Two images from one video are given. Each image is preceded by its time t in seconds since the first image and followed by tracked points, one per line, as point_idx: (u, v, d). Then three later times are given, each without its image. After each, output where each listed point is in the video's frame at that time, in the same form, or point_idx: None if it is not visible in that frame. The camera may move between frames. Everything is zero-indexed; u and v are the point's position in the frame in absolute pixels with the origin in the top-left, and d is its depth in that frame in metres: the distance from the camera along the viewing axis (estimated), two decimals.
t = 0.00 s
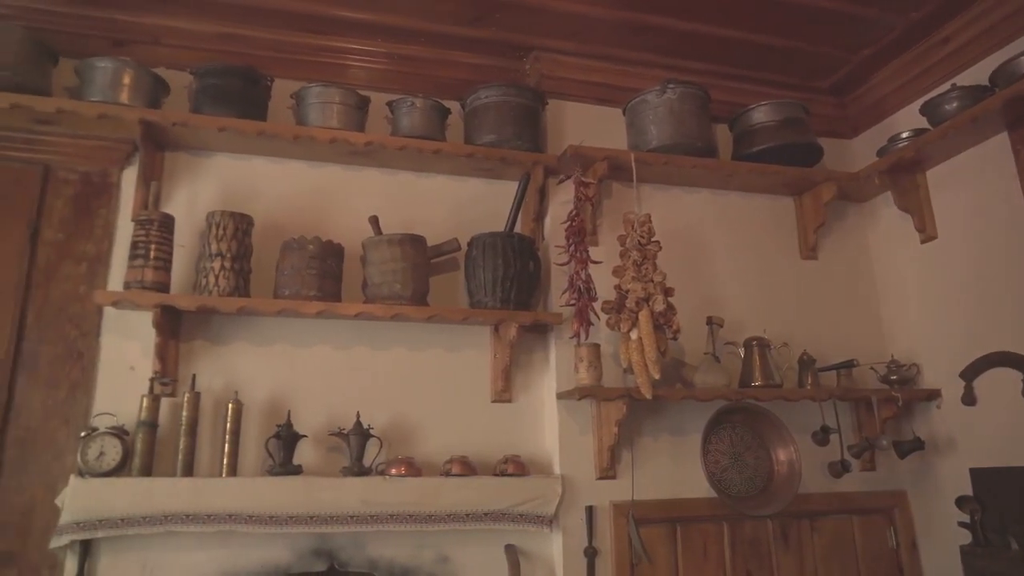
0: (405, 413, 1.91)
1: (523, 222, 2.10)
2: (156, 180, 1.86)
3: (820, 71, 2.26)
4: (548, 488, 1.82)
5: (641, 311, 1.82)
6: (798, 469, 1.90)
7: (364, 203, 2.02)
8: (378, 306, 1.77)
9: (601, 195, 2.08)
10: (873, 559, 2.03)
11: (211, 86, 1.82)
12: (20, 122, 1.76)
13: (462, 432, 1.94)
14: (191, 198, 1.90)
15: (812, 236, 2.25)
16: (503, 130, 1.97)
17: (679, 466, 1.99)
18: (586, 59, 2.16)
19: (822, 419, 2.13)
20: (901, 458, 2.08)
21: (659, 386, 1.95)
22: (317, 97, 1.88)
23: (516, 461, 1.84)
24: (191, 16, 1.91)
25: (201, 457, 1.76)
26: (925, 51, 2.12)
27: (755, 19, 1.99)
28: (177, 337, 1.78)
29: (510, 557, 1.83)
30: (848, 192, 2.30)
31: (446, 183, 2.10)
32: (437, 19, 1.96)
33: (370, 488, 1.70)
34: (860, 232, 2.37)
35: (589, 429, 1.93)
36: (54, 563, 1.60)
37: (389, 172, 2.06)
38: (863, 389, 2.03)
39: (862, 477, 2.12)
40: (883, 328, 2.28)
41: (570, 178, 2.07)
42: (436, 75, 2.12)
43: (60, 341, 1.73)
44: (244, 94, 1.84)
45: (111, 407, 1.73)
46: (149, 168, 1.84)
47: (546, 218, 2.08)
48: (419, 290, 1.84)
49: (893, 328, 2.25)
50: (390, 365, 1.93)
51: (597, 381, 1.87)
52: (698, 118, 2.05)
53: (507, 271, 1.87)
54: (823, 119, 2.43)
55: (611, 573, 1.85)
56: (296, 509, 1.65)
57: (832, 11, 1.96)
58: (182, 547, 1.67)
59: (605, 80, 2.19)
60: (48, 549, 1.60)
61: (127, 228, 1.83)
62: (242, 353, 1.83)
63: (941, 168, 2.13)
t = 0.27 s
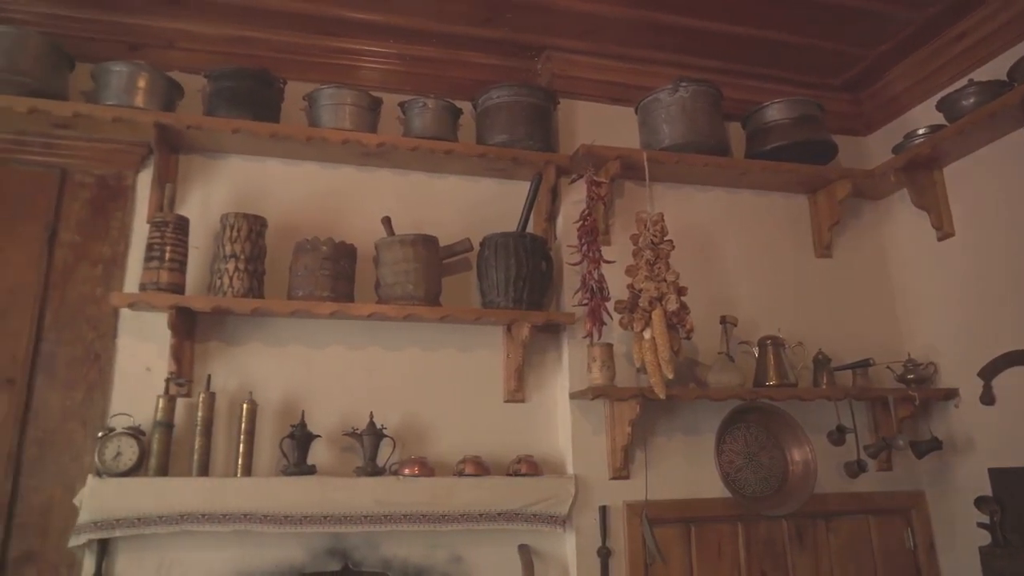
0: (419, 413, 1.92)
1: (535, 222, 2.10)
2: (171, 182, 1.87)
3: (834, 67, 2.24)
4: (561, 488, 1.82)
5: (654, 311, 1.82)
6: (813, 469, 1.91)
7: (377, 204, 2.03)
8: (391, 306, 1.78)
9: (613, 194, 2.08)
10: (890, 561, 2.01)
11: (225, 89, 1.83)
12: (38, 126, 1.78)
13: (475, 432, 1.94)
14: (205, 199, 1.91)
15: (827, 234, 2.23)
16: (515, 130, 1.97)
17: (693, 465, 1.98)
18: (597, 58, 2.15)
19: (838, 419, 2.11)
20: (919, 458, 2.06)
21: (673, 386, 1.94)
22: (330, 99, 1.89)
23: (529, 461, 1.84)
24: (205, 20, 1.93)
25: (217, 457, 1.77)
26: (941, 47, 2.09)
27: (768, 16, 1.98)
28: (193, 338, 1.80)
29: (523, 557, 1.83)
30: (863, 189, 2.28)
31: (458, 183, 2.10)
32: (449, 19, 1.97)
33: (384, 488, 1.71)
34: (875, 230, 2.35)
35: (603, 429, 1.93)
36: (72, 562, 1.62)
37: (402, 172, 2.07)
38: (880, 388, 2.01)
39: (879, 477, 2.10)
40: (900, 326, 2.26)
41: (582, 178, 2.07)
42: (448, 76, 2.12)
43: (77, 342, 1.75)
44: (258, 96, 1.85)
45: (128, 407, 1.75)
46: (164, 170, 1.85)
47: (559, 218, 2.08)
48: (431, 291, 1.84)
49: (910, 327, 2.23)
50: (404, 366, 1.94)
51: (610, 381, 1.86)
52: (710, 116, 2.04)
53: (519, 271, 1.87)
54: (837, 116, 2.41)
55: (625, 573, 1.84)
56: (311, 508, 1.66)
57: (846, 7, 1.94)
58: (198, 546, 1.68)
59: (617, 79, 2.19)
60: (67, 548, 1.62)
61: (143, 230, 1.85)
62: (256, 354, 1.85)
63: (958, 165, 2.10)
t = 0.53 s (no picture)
0: (430, 413, 1.92)
1: (545, 222, 2.10)
2: (184, 184, 1.89)
3: (847, 64, 2.23)
4: (573, 488, 1.82)
5: (665, 310, 1.81)
6: (827, 469, 1.88)
7: (387, 204, 2.03)
8: (402, 307, 1.78)
9: (623, 193, 2.08)
10: (905, 562, 2.00)
11: (237, 91, 1.84)
12: (53, 129, 1.80)
13: (486, 432, 1.94)
14: (218, 201, 1.93)
15: (839, 232, 2.22)
16: (526, 130, 1.97)
17: (705, 465, 1.97)
18: (608, 58, 2.15)
19: (851, 418, 2.10)
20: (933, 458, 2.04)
21: (685, 385, 1.93)
22: (341, 100, 1.89)
23: (540, 461, 1.84)
24: (217, 22, 1.94)
25: (230, 457, 1.78)
26: (955, 43, 2.08)
27: (779, 14, 1.97)
28: (206, 338, 1.81)
29: (535, 557, 1.83)
30: (876, 187, 2.26)
31: (469, 183, 2.10)
32: (459, 20, 1.97)
33: (396, 489, 1.71)
34: (889, 228, 2.33)
35: (614, 429, 1.92)
36: (88, 561, 1.64)
37: (412, 173, 2.07)
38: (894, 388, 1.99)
39: (893, 477, 2.08)
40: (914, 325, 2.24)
41: (592, 177, 2.06)
42: (458, 76, 2.13)
43: (92, 343, 1.76)
44: (269, 98, 1.86)
45: (142, 407, 1.76)
46: (177, 172, 1.87)
47: (569, 217, 2.08)
48: (442, 291, 1.85)
49: (924, 326, 2.21)
50: (415, 366, 1.94)
51: (621, 381, 1.86)
52: (721, 115, 2.03)
53: (530, 271, 1.87)
54: (850, 114, 2.40)
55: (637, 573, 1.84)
56: (323, 508, 1.67)
57: (858, 4, 1.93)
58: (212, 545, 1.70)
59: (627, 78, 2.18)
60: (83, 547, 1.63)
61: (156, 232, 1.86)
62: (268, 354, 1.86)
63: (972, 162, 2.08)
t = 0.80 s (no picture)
0: (439, 413, 1.92)
1: (554, 222, 2.09)
2: (195, 186, 1.90)
3: (857, 62, 2.22)
4: (582, 488, 1.82)
5: (675, 310, 1.81)
6: (838, 468, 1.88)
7: (396, 205, 2.04)
8: (411, 307, 1.78)
9: (633, 193, 2.07)
10: (917, 562, 1.98)
11: (246, 93, 1.85)
12: (64, 132, 1.81)
13: (495, 432, 1.94)
14: (228, 202, 1.94)
15: (849, 231, 2.21)
16: (534, 130, 1.97)
17: (715, 465, 1.97)
18: (616, 57, 2.14)
19: (863, 418, 2.09)
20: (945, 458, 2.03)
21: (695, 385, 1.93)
22: (350, 101, 1.90)
23: (550, 461, 1.84)
24: (227, 25, 1.95)
25: (241, 457, 1.79)
26: (966, 39, 2.06)
27: (788, 12, 1.96)
28: (217, 339, 1.82)
29: (545, 557, 1.83)
30: (886, 185, 2.25)
31: (477, 183, 2.11)
32: (467, 20, 1.97)
33: (406, 489, 1.71)
34: (900, 227, 2.31)
35: (624, 428, 1.92)
36: (101, 560, 1.65)
37: (421, 173, 2.07)
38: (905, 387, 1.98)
39: (905, 477, 2.07)
40: (926, 324, 2.23)
41: (601, 177, 2.06)
42: (467, 77, 2.13)
43: (104, 344, 1.78)
44: (279, 99, 1.87)
45: (154, 408, 1.77)
46: (188, 174, 1.88)
47: (578, 217, 2.08)
48: (451, 291, 1.85)
49: (936, 324, 2.20)
50: (424, 366, 1.94)
51: (631, 381, 1.85)
52: (731, 113, 2.02)
53: (539, 271, 1.87)
54: (860, 112, 2.39)
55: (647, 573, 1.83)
56: (333, 508, 1.67)
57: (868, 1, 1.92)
58: (223, 545, 1.70)
59: (635, 78, 2.18)
60: (96, 547, 1.65)
61: (167, 233, 1.87)
62: (278, 355, 1.86)
63: (984, 159, 2.06)
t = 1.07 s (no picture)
0: (451, 413, 1.93)
1: (565, 222, 2.09)
2: (207, 188, 1.91)
3: (870, 59, 2.20)
4: (595, 488, 1.81)
5: (687, 309, 1.79)
6: (853, 469, 1.84)
7: (407, 205, 2.04)
8: (422, 307, 1.79)
9: (644, 192, 2.06)
10: (934, 564, 1.96)
11: (258, 94, 1.86)
12: (79, 135, 1.83)
13: (507, 432, 1.94)
14: (240, 204, 1.95)
15: (863, 230, 2.19)
16: (545, 129, 1.96)
17: (728, 465, 1.96)
18: (627, 56, 2.14)
19: (878, 418, 2.07)
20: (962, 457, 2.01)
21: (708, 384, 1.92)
22: (361, 102, 1.90)
23: (562, 461, 1.83)
24: (239, 27, 1.96)
25: (254, 457, 1.80)
26: (982, 35, 2.04)
27: (800, 8, 1.95)
28: (230, 340, 1.83)
29: (558, 557, 1.82)
30: (901, 182, 2.23)
31: (489, 184, 2.11)
32: (478, 20, 1.97)
33: (419, 489, 1.72)
34: (915, 225, 2.29)
35: (636, 428, 1.91)
36: (117, 559, 1.66)
37: (432, 174, 2.08)
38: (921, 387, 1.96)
39: (921, 477, 2.05)
40: (941, 322, 2.20)
41: (612, 176, 2.06)
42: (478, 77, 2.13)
43: (120, 345, 1.79)
44: (290, 101, 1.88)
45: (168, 408, 1.78)
46: (201, 176, 1.89)
47: (589, 217, 2.07)
48: (463, 291, 1.85)
49: (952, 323, 2.18)
50: (436, 366, 1.95)
51: (643, 381, 1.85)
52: (743, 111, 2.01)
53: (550, 271, 1.87)
54: (874, 109, 2.37)
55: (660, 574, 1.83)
56: (346, 508, 1.68)
57: None
58: (237, 544, 1.71)
59: (646, 76, 2.17)
60: (112, 546, 1.66)
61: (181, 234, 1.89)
62: (291, 355, 1.87)
63: (1001, 156, 2.04)
